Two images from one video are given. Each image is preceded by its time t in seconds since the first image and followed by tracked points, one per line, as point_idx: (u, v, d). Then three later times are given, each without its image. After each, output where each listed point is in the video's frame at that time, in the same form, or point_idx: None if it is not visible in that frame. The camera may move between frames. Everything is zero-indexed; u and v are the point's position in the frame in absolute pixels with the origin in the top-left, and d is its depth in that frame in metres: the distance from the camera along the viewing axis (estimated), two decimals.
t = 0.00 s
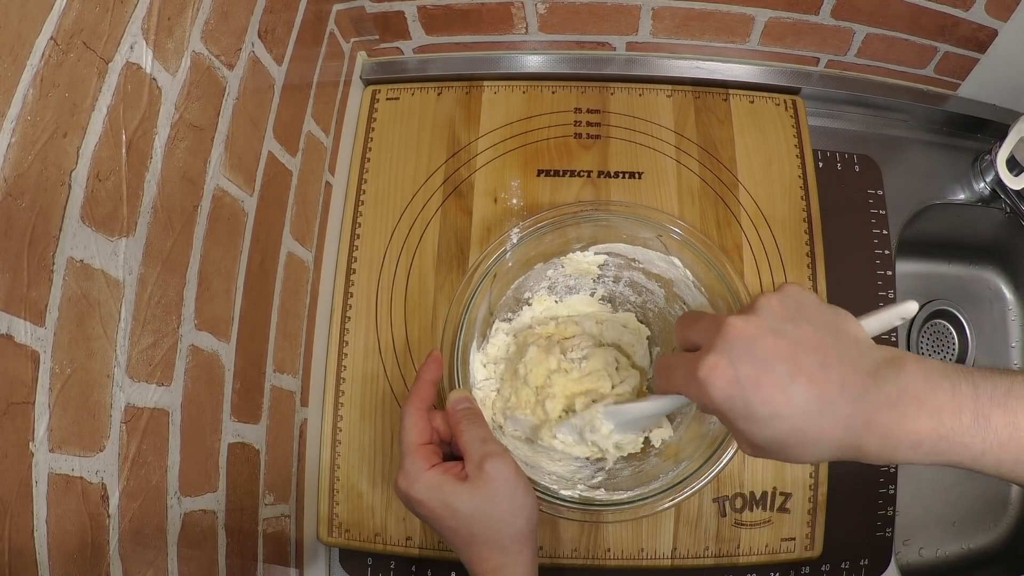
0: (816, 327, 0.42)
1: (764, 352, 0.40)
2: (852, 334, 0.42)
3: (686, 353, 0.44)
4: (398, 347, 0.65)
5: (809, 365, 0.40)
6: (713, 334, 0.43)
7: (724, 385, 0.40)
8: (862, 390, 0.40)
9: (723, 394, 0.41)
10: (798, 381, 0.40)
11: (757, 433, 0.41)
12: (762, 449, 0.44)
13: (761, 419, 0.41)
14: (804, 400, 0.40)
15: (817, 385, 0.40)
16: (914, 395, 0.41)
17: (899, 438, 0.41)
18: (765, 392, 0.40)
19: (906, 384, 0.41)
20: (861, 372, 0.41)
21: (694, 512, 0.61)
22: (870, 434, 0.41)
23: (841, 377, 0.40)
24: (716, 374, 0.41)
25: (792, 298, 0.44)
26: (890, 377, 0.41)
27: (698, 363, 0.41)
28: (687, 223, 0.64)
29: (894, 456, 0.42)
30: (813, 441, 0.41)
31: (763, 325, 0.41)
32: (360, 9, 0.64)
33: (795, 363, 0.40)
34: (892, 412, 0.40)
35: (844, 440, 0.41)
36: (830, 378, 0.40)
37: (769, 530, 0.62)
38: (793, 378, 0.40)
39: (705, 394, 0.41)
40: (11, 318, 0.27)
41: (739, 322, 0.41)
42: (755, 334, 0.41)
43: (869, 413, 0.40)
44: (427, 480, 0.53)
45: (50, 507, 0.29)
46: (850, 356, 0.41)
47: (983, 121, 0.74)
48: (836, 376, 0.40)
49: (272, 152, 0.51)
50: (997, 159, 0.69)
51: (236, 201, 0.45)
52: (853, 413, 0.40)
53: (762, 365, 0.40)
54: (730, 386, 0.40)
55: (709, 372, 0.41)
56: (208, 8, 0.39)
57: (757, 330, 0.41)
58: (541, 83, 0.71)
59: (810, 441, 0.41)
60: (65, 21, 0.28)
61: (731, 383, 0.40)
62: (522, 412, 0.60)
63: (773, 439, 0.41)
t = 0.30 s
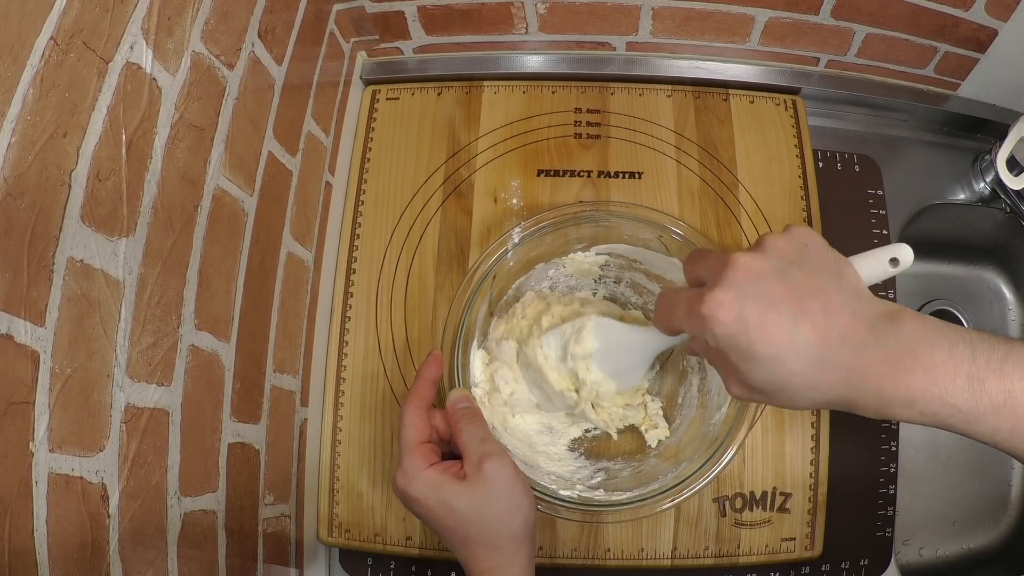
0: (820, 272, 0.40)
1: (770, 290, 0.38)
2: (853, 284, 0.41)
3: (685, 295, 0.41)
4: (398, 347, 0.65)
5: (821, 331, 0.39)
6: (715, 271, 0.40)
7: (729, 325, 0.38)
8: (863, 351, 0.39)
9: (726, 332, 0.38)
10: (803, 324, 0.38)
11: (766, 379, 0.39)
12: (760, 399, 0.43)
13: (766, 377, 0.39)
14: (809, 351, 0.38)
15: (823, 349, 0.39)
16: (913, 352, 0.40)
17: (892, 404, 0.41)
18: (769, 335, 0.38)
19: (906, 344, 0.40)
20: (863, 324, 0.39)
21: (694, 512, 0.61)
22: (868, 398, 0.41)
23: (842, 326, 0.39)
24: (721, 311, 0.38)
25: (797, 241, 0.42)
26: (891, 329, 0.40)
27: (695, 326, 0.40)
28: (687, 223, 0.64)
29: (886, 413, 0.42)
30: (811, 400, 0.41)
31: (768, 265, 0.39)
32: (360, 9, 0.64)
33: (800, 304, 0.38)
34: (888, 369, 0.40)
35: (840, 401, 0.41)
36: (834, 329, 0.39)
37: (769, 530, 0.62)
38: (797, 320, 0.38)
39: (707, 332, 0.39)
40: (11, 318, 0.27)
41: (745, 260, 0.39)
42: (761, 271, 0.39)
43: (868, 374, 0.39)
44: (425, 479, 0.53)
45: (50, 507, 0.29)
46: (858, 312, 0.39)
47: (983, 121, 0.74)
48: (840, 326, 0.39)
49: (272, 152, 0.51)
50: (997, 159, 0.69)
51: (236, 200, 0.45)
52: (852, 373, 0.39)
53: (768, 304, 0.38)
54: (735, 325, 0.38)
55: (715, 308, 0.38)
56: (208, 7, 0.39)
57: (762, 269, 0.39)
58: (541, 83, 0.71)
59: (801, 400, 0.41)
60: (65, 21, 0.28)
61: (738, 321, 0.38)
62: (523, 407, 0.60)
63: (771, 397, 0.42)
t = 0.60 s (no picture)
0: (797, 302, 0.40)
1: (741, 312, 0.38)
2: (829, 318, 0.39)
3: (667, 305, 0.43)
4: (398, 347, 0.65)
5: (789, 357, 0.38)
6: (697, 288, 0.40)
7: (697, 343, 0.38)
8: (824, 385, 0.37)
9: (692, 347, 0.39)
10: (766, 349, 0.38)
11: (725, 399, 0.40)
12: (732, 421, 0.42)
13: (728, 396, 0.40)
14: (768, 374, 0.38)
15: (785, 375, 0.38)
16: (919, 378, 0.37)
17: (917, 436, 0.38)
18: (729, 354, 0.38)
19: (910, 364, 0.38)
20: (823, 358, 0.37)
21: (694, 511, 0.61)
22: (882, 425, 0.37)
23: (806, 358, 0.38)
24: (690, 326, 0.38)
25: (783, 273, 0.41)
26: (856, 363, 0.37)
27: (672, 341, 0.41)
28: (687, 223, 0.64)
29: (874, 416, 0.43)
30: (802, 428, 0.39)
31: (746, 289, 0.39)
32: (360, 9, 0.64)
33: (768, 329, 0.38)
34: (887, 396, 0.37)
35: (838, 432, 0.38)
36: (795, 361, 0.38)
37: (769, 530, 0.62)
38: (762, 344, 0.38)
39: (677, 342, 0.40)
40: (11, 318, 0.27)
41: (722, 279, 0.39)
42: (736, 293, 0.39)
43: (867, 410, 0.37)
44: (425, 479, 0.53)
45: (50, 507, 0.29)
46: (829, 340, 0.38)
47: (983, 121, 0.74)
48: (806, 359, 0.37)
49: (272, 152, 0.51)
50: (997, 159, 0.69)
51: (236, 201, 0.45)
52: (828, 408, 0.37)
53: (735, 327, 0.38)
54: (701, 341, 0.38)
55: (686, 321, 0.38)
56: (208, 8, 0.39)
57: (738, 293, 0.39)
58: (541, 83, 0.71)
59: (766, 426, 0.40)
60: (65, 21, 0.28)
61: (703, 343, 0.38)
62: (522, 407, 0.60)
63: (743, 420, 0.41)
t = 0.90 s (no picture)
0: (749, 280, 0.40)
1: (689, 299, 0.40)
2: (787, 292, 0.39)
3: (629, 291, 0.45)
4: (398, 347, 0.65)
5: (738, 342, 0.39)
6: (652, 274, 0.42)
7: (648, 333, 0.41)
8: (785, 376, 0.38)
9: (643, 337, 0.41)
10: (713, 335, 0.39)
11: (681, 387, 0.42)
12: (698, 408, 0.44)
13: (686, 384, 0.41)
14: (718, 359, 0.39)
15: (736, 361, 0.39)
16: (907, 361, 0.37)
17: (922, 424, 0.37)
18: (678, 342, 0.40)
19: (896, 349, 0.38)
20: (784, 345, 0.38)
21: (694, 512, 0.61)
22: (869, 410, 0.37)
23: (759, 343, 0.38)
24: (639, 318, 0.41)
25: (736, 246, 0.41)
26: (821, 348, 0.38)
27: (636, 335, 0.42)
28: (687, 223, 0.64)
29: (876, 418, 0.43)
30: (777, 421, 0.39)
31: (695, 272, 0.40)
32: (360, 9, 0.64)
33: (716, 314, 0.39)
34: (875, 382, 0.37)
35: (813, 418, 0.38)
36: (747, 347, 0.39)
37: (769, 530, 0.62)
38: (711, 331, 0.39)
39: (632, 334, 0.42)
40: (11, 318, 0.27)
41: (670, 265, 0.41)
42: (685, 279, 0.40)
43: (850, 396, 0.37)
44: (427, 479, 0.53)
45: (50, 507, 0.29)
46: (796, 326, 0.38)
47: (983, 121, 0.74)
48: (757, 344, 0.38)
49: (272, 152, 0.50)
50: (997, 159, 0.69)
51: (236, 201, 0.45)
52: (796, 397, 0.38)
53: (683, 314, 0.40)
54: (651, 331, 0.41)
55: (635, 312, 0.41)
56: (208, 8, 0.39)
57: (687, 278, 0.40)
58: (541, 83, 0.71)
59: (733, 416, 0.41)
60: (65, 21, 0.28)
61: (654, 331, 0.41)
62: (525, 408, 0.60)
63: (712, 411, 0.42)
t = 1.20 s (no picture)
0: (789, 228, 0.36)
1: (726, 259, 0.35)
2: (837, 235, 0.34)
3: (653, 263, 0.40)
4: (399, 347, 0.65)
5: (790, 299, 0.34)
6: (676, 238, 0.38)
7: (683, 303, 0.36)
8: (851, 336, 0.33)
9: (677, 310, 0.36)
10: (761, 294, 0.34)
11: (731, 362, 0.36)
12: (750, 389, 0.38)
13: (736, 358, 0.35)
14: (771, 322, 0.34)
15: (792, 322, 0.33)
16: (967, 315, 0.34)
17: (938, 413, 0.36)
18: (722, 308, 0.34)
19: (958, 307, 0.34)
20: (847, 297, 0.33)
21: (694, 512, 0.61)
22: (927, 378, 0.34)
23: (816, 298, 0.33)
24: (671, 287, 0.36)
25: (767, 193, 0.37)
26: (891, 302, 0.32)
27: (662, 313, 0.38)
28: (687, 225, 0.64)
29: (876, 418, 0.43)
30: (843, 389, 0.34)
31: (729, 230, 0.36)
32: (360, 9, 0.64)
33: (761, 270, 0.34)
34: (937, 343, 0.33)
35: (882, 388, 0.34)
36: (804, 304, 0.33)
37: (769, 530, 0.62)
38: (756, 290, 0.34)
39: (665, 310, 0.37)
40: (11, 318, 0.27)
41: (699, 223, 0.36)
42: (717, 237, 0.36)
43: (916, 361, 0.33)
44: (431, 485, 0.53)
45: (50, 507, 0.29)
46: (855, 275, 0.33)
47: (983, 121, 0.74)
48: (816, 297, 0.33)
49: (272, 152, 0.51)
50: (997, 159, 0.69)
51: (236, 201, 0.45)
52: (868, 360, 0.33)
53: (722, 275, 0.35)
54: (687, 300, 0.36)
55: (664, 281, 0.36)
56: (208, 8, 0.39)
57: (718, 237, 0.36)
58: (541, 83, 0.71)
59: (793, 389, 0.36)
60: (65, 21, 0.28)
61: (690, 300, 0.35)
62: (530, 415, 0.61)
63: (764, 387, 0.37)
